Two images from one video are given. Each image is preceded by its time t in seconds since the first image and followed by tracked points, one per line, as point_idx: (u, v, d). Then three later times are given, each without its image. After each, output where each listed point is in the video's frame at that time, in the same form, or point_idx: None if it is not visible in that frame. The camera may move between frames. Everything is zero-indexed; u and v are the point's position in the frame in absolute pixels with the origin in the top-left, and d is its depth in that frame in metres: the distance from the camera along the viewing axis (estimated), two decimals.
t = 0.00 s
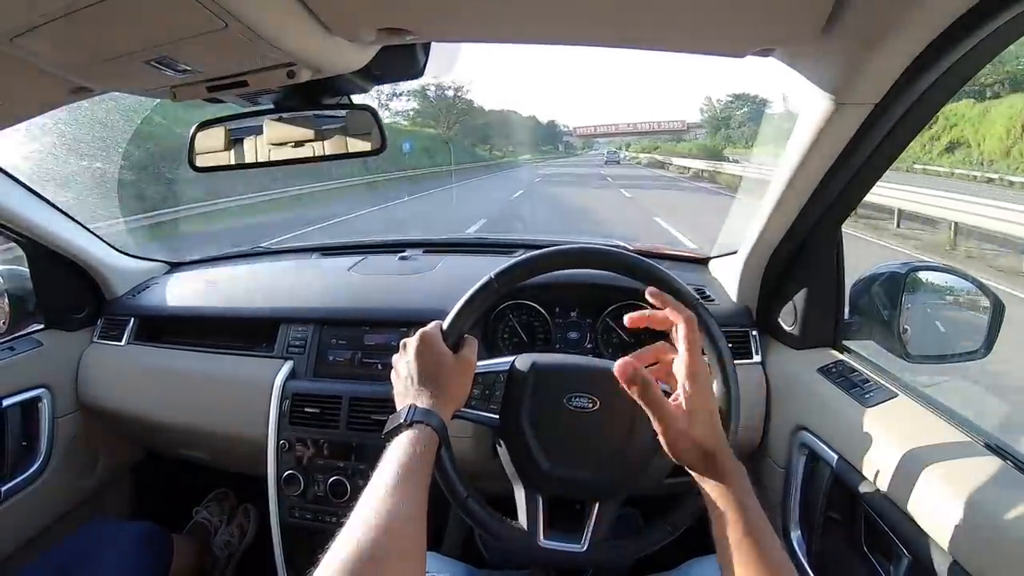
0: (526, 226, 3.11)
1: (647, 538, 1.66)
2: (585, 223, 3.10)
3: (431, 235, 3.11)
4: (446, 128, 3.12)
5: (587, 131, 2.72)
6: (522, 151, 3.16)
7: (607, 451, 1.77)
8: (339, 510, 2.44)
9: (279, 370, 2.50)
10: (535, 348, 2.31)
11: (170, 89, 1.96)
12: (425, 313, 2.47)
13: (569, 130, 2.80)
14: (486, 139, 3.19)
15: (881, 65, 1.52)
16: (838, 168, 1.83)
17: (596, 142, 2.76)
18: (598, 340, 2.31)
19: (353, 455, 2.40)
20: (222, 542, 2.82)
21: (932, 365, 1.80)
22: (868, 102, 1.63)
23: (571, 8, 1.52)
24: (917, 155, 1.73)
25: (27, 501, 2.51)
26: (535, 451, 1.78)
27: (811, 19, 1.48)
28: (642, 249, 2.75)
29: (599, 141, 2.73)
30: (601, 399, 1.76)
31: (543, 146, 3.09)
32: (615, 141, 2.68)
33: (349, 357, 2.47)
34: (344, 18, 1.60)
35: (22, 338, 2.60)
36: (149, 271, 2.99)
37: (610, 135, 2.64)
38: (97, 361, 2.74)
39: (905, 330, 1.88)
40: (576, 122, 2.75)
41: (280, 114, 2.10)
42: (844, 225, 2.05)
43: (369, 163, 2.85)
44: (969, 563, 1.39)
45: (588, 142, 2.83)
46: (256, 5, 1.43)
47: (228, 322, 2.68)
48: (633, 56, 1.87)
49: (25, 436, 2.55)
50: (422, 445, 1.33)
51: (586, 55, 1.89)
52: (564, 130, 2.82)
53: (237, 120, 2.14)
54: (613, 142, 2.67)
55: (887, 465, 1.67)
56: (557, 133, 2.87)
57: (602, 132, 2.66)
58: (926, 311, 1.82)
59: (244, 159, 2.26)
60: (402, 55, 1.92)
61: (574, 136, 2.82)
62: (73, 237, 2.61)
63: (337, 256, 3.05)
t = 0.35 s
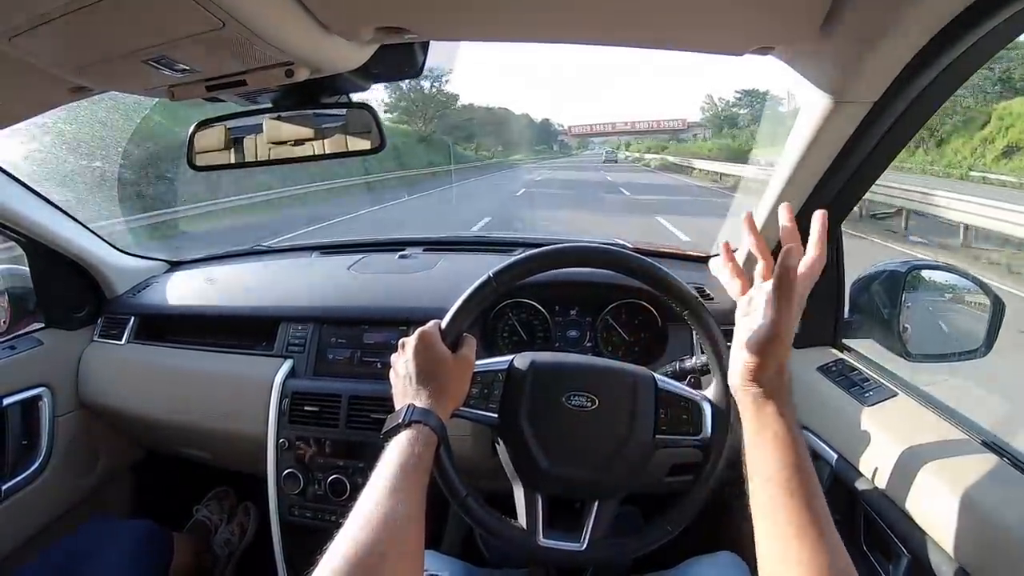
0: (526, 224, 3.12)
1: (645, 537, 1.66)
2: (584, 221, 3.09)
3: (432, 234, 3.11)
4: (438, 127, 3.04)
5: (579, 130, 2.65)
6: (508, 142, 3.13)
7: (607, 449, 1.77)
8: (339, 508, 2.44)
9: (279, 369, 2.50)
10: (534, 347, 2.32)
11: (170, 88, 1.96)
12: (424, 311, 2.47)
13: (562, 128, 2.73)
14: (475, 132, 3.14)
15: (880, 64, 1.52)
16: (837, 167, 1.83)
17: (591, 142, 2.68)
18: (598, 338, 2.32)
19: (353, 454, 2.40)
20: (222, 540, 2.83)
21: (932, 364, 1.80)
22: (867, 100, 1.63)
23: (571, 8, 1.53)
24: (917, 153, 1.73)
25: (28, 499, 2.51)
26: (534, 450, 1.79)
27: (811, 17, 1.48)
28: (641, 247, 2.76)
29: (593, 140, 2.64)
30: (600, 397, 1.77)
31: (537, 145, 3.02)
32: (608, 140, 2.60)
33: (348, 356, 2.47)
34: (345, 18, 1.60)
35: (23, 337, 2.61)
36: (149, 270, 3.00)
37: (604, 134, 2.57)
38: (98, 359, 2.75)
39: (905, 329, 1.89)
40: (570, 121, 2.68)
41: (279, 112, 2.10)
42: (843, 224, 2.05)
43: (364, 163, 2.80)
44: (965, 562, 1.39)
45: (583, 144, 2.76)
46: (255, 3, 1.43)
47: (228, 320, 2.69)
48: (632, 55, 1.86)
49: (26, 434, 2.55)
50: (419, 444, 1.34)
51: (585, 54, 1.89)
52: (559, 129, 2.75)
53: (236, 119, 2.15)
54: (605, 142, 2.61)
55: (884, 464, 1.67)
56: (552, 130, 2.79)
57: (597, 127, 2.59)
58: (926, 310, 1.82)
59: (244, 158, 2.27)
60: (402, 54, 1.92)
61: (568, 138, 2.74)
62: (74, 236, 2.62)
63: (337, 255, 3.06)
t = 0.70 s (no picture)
0: (525, 227, 3.13)
1: (640, 538, 1.67)
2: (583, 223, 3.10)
3: (431, 236, 3.12)
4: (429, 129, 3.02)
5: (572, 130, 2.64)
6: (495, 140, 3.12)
7: (604, 452, 1.78)
8: (337, 509, 2.45)
9: (278, 369, 2.51)
10: (531, 348, 2.33)
11: (171, 90, 1.97)
12: (423, 313, 2.48)
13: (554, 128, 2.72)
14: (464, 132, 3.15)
15: (875, 70, 1.53)
16: (833, 171, 1.85)
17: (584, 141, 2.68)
18: (596, 340, 2.33)
19: (351, 454, 2.42)
20: (221, 540, 2.84)
21: (927, 367, 1.82)
22: (863, 105, 1.64)
23: (569, 13, 1.54)
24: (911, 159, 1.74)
25: (26, 499, 2.52)
26: (532, 452, 1.79)
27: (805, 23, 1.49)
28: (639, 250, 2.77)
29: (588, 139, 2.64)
30: (597, 400, 1.77)
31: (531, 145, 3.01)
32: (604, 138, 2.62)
33: (347, 357, 2.49)
34: (344, 23, 1.61)
35: (22, 337, 2.62)
36: (149, 271, 3.01)
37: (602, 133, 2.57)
38: (97, 360, 2.76)
39: (902, 333, 1.90)
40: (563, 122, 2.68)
41: (280, 114, 2.12)
42: (840, 227, 2.06)
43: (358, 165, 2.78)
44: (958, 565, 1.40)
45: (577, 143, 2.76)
46: (255, 8, 1.45)
47: (227, 321, 2.70)
48: (629, 59, 1.88)
49: (25, 434, 2.56)
50: (416, 444, 1.35)
51: (582, 58, 1.90)
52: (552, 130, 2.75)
53: (235, 121, 2.16)
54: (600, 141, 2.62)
55: (875, 459, 1.70)
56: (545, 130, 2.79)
57: (592, 127, 2.59)
58: (922, 314, 1.83)
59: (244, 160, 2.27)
60: (401, 58, 1.93)
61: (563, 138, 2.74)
62: (74, 237, 2.63)
63: (336, 257, 3.07)
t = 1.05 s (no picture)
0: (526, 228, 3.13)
1: (643, 538, 1.66)
2: (584, 224, 3.11)
3: (433, 236, 3.13)
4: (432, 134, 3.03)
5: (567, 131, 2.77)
6: (485, 140, 3.13)
7: (607, 452, 1.77)
8: (339, 509, 2.45)
9: (280, 370, 2.51)
10: (533, 348, 2.34)
11: (174, 91, 1.98)
12: (425, 313, 2.48)
13: (549, 129, 2.84)
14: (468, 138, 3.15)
15: (877, 71, 1.53)
16: (835, 171, 1.85)
17: (579, 142, 2.84)
18: (598, 341, 2.33)
19: (354, 455, 2.42)
20: (223, 541, 2.84)
21: (928, 364, 1.82)
22: (864, 106, 1.64)
23: (572, 14, 1.54)
24: (912, 160, 1.74)
25: (27, 500, 2.52)
26: (535, 452, 1.79)
27: (807, 23, 1.49)
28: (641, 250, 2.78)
29: (581, 142, 2.91)
30: (600, 399, 1.77)
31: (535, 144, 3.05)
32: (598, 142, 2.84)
33: (349, 358, 2.49)
34: (346, 24, 1.62)
35: (24, 338, 2.62)
36: (151, 272, 3.01)
37: (595, 140, 2.83)
38: (99, 360, 2.76)
39: (904, 333, 1.89)
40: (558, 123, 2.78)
41: (282, 115, 2.12)
42: (842, 227, 2.06)
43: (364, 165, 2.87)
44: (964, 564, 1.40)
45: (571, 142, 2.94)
46: (259, 9, 1.45)
47: (229, 322, 2.70)
48: (631, 59, 1.88)
49: (26, 434, 2.56)
50: (420, 441, 1.35)
51: (584, 58, 1.90)
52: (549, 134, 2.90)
53: (237, 121, 2.16)
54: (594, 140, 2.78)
55: (880, 461, 1.70)
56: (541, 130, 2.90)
57: (591, 127, 2.68)
58: (925, 312, 1.83)
59: (245, 161, 2.27)
60: (403, 59, 1.93)
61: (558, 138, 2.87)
62: (76, 237, 2.63)
63: (336, 257, 3.07)
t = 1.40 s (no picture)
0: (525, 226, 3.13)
1: (644, 536, 1.65)
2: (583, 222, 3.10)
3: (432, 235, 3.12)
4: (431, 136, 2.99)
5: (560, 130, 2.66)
6: (476, 138, 3.08)
7: (607, 450, 1.77)
8: (339, 509, 2.44)
9: (279, 369, 2.50)
10: (533, 345, 2.32)
11: (171, 89, 1.97)
12: (424, 312, 2.47)
13: (542, 128, 2.73)
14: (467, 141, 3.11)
15: (877, 66, 1.52)
16: (836, 167, 1.84)
17: (572, 141, 2.72)
18: (598, 339, 2.32)
19: (352, 454, 2.41)
20: (223, 540, 2.84)
21: (929, 363, 1.81)
22: (864, 101, 1.63)
23: (569, 9, 1.53)
24: (911, 155, 1.73)
25: (27, 500, 2.51)
26: (534, 451, 1.78)
27: (806, 17, 1.49)
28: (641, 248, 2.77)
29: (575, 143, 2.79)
30: (600, 397, 1.77)
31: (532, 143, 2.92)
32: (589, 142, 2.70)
33: (348, 356, 2.48)
34: (344, 19, 1.61)
35: (23, 337, 2.61)
36: (149, 271, 3.00)
37: (588, 141, 2.69)
38: (98, 360, 2.75)
39: (905, 330, 1.88)
40: (551, 121, 2.68)
41: (280, 113, 2.12)
42: (843, 224, 2.05)
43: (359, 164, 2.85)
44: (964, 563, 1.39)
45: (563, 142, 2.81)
46: (256, 4, 1.44)
47: (227, 321, 2.69)
48: (629, 55, 1.87)
49: (26, 434, 2.56)
50: (415, 443, 1.34)
51: (582, 54, 1.89)
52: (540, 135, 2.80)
53: (235, 120, 2.16)
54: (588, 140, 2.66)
55: (881, 458, 1.70)
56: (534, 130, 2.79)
57: (586, 129, 2.61)
58: (924, 310, 1.81)
59: (243, 159, 2.26)
60: (401, 55, 1.92)
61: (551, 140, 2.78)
62: (74, 237, 2.62)
63: (334, 257, 3.08)
